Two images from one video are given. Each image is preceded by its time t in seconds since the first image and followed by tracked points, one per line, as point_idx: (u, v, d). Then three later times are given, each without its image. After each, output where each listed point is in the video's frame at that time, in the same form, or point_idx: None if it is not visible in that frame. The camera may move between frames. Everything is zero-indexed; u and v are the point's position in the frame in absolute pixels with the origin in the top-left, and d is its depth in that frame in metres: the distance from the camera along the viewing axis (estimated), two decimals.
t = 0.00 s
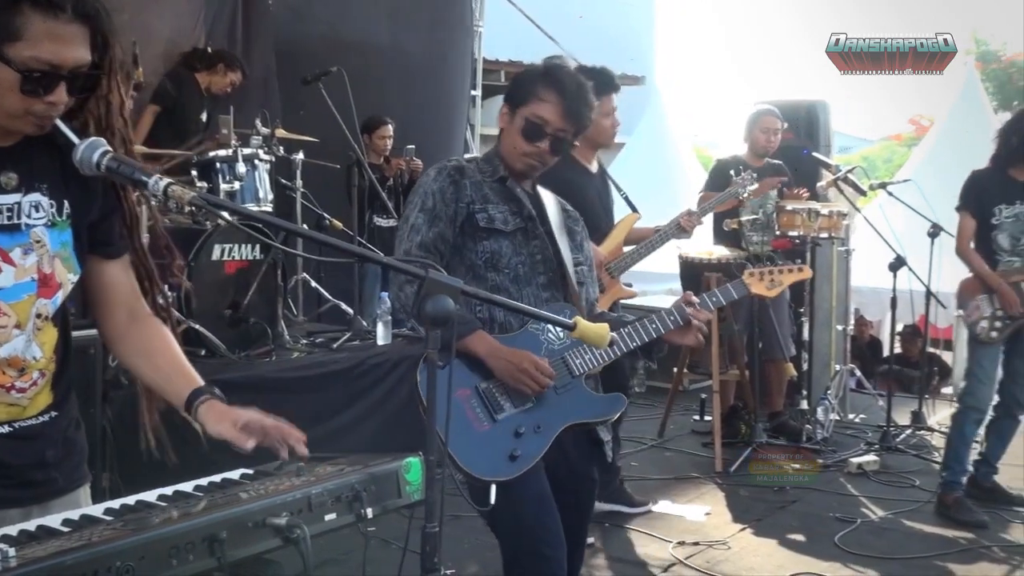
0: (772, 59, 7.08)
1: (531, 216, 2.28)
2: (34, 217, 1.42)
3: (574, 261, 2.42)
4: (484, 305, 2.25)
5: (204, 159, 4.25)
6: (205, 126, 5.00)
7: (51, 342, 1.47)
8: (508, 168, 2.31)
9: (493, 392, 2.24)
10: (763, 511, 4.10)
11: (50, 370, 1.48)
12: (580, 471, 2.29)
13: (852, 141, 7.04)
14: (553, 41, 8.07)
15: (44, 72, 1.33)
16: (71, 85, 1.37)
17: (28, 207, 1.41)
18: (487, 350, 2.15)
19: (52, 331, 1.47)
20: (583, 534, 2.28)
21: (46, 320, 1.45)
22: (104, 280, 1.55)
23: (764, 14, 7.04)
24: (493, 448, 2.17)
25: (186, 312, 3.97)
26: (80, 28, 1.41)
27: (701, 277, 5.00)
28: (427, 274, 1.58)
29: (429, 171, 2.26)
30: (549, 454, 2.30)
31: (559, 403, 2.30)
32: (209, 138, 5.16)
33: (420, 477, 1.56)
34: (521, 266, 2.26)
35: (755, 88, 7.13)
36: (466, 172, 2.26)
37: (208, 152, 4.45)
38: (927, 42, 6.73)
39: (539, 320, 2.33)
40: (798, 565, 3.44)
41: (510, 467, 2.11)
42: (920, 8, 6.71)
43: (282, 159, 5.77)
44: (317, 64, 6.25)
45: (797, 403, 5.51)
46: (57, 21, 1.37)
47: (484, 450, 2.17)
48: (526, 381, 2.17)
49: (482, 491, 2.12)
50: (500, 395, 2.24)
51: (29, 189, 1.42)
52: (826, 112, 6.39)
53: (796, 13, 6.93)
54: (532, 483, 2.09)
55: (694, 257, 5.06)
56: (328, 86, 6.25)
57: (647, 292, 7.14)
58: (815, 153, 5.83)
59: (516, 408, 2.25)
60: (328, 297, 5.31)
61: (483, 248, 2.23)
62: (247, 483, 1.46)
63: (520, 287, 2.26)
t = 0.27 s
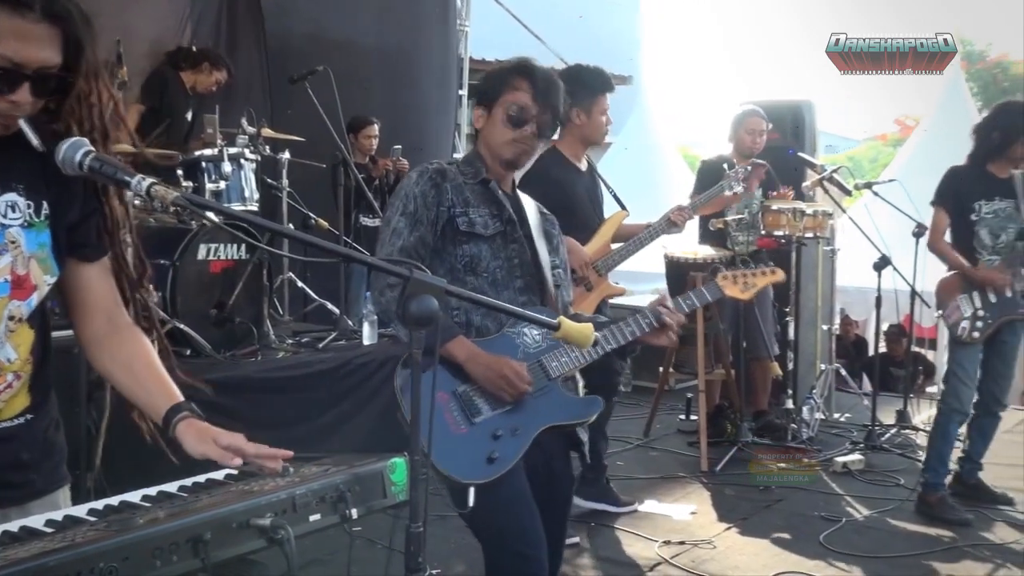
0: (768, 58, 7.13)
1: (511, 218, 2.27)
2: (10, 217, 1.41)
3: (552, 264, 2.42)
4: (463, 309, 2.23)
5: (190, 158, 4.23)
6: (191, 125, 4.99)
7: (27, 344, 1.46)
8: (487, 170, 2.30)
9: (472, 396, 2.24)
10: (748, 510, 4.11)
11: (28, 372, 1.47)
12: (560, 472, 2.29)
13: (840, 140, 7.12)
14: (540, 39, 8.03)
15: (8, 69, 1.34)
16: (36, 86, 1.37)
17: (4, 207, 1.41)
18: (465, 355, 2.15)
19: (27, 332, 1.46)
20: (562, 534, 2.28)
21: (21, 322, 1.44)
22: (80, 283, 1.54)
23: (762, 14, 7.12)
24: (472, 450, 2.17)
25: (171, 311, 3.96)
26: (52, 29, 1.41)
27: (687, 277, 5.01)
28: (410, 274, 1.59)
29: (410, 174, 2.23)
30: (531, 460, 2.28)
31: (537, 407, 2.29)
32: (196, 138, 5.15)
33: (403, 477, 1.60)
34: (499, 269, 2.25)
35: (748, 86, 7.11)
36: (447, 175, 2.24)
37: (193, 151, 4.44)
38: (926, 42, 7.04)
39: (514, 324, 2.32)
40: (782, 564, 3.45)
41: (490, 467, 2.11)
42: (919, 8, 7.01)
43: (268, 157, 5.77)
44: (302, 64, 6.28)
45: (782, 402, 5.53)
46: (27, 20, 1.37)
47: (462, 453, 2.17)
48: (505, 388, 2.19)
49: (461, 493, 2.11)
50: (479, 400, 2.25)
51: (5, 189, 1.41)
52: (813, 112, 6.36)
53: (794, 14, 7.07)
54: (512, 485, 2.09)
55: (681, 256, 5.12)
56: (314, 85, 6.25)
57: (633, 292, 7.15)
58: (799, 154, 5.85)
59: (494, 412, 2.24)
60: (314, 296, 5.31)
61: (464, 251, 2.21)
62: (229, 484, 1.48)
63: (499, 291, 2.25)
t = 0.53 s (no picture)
0: (769, 59, 6.61)
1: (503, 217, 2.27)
2: None
3: (541, 263, 2.42)
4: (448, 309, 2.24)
5: (176, 158, 4.22)
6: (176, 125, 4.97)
7: (6, 343, 1.45)
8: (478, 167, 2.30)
9: (456, 399, 2.24)
10: (734, 509, 4.12)
11: (10, 372, 1.47)
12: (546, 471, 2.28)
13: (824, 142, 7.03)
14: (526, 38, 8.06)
15: None
16: (12, 82, 1.41)
17: None
18: (446, 360, 2.15)
19: (7, 333, 1.45)
20: (546, 532, 2.28)
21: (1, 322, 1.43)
22: (54, 284, 1.53)
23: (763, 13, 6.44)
24: (456, 455, 2.17)
25: (157, 311, 3.95)
26: (27, 28, 1.44)
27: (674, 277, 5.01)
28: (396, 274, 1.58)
29: (403, 174, 2.21)
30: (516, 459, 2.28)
31: (522, 408, 2.28)
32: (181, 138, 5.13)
33: (387, 479, 1.72)
34: (489, 268, 2.25)
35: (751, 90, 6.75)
36: (439, 174, 2.23)
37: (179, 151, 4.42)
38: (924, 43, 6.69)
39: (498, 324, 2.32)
40: (768, 564, 3.45)
41: (473, 474, 2.10)
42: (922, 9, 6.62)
43: (254, 158, 5.76)
44: (288, 62, 6.26)
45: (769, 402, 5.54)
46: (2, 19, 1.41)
47: (447, 458, 2.17)
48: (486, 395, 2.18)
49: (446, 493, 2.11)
50: (464, 403, 2.24)
51: None
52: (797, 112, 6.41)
53: (794, 12, 6.40)
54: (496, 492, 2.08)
55: (668, 256, 5.04)
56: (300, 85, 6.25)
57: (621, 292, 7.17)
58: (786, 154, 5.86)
59: (478, 416, 2.24)
60: (301, 297, 5.29)
61: (454, 252, 2.21)
62: (213, 484, 1.60)
63: (489, 291, 2.25)
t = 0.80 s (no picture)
0: (770, 59, 6.53)
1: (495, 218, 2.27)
2: None
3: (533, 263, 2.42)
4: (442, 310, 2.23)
5: (162, 159, 4.21)
6: (162, 125, 4.94)
7: None
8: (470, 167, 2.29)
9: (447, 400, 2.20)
10: (722, 509, 4.12)
11: None
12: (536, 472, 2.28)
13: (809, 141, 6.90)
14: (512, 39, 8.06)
15: None
16: None
17: None
18: (444, 365, 2.12)
19: None
20: (536, 535, 2.28)
21: None
22: (27, 282, 1.56)
23: (764, 14, 6.38)
24: (446, 458, 2.16)
25: (144, 312, 3.93)
26: (15, 27, 1.44)
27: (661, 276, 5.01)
28: (383, 274, 1.60)
29: (396, 176, 2.20)
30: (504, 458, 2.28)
31: (511, 410, 2.26)
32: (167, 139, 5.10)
33: (376, 479, 1.79)
34: (482, 268, 2.25)
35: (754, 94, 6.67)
36: (432, 176, 2.22)
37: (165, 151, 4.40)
38: (926, 41, 6.34)
39: (492, 328, 2.29)
40: (756, 564, 3.45)
41: (463, 479, 2.10)
42: (921, 7, 6.25)
43: (241, 158, 5.74)
44: (276, 63, 6.24)
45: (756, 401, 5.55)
46: None
47: (435, 460, 2.16)
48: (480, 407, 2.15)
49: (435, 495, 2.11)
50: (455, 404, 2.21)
51: None
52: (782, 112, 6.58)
53: (796, 12, 6.34)
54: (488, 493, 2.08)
55: (655, 256, 5.12)
56: (286, 86, 6.24)
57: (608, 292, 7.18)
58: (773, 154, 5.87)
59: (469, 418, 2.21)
60: (287, 298, 5.27)
61: (446, 254, 2.21)
62: (201, 484, 1.66)
63: (482, 292, 2.25)
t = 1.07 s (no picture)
0: (769, 59, 6.58)
1: (495, 220, 2.27)
2: None
3: (534, 264, 2.42)
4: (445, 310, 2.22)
5: (151, 159, 4.20)
6: (151, 126, 4.93)
7: None
8: (472, 168, 2.29)
9: (448, 400, 2.20)
10: (711, 509, 4.13)
11: None
12: (530, 471, 2.28)
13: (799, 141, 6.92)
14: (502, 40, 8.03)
15: None
16: None
17: None
18: (448, 359, 2.12)
19: None
20: (530, 536, 2.27)
21: None
22: (13, 280, 1.55)
23: (763, 13, 6.42)
24: (445, 459, 2.14)
25: (133, 313, 3.93)
26: (6, 28, 1.44)
27: (650, 276, 5.02)
28: (374, 275, 1.60)
29: (397, 176, 2.19)
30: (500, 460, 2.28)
31: (511, 415, 2.24)
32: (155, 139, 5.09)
33: (366, 479, 1.80)
34: (482, 270, 2.25)
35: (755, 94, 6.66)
36: (433, 177, 2.21)
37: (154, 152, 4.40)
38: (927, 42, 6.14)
39: (496, 329, 2.28)
40: (746, 564, 3.46)
41: (462, 480, 2.09)
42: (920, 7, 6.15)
43: (229, 159, 5.73)
44: (265, 64, 6.26)
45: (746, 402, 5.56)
46: None
47: (435, 460, 2.14)
48: (487, 399, 2.16)
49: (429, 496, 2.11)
50: (455, 404, 2.20)
51: None
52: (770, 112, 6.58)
53: (795, 13, 6.36)
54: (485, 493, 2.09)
55: (645, 256, 5.04)
56: (275, 86, 6.24)
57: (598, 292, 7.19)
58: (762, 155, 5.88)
59: (468, 418, 2.20)
60: (277, 299, 5.26)
61: (447, 254, 2.20)
62: (191, 485, 1.66)
63: (482, 293, 2.24)
